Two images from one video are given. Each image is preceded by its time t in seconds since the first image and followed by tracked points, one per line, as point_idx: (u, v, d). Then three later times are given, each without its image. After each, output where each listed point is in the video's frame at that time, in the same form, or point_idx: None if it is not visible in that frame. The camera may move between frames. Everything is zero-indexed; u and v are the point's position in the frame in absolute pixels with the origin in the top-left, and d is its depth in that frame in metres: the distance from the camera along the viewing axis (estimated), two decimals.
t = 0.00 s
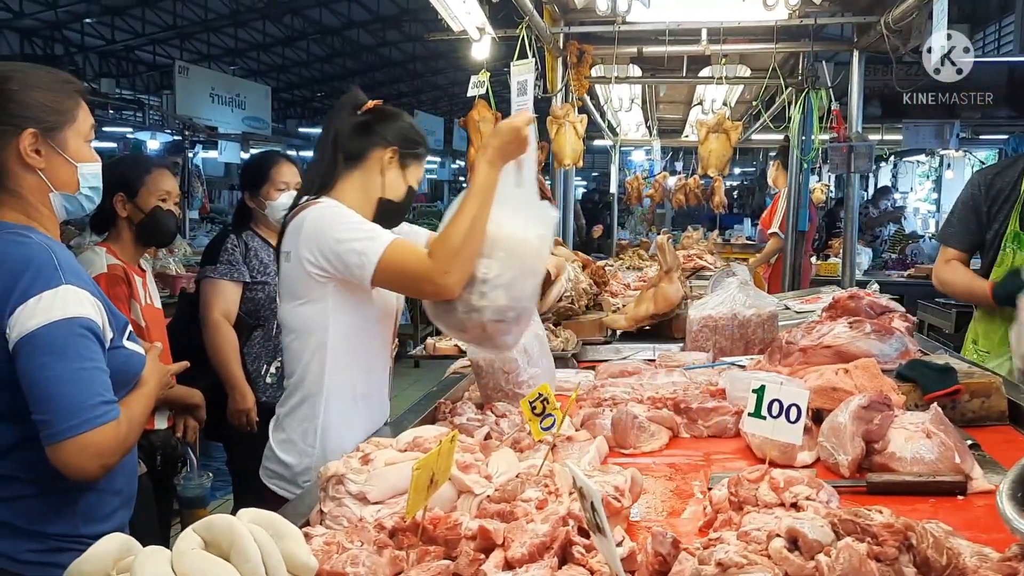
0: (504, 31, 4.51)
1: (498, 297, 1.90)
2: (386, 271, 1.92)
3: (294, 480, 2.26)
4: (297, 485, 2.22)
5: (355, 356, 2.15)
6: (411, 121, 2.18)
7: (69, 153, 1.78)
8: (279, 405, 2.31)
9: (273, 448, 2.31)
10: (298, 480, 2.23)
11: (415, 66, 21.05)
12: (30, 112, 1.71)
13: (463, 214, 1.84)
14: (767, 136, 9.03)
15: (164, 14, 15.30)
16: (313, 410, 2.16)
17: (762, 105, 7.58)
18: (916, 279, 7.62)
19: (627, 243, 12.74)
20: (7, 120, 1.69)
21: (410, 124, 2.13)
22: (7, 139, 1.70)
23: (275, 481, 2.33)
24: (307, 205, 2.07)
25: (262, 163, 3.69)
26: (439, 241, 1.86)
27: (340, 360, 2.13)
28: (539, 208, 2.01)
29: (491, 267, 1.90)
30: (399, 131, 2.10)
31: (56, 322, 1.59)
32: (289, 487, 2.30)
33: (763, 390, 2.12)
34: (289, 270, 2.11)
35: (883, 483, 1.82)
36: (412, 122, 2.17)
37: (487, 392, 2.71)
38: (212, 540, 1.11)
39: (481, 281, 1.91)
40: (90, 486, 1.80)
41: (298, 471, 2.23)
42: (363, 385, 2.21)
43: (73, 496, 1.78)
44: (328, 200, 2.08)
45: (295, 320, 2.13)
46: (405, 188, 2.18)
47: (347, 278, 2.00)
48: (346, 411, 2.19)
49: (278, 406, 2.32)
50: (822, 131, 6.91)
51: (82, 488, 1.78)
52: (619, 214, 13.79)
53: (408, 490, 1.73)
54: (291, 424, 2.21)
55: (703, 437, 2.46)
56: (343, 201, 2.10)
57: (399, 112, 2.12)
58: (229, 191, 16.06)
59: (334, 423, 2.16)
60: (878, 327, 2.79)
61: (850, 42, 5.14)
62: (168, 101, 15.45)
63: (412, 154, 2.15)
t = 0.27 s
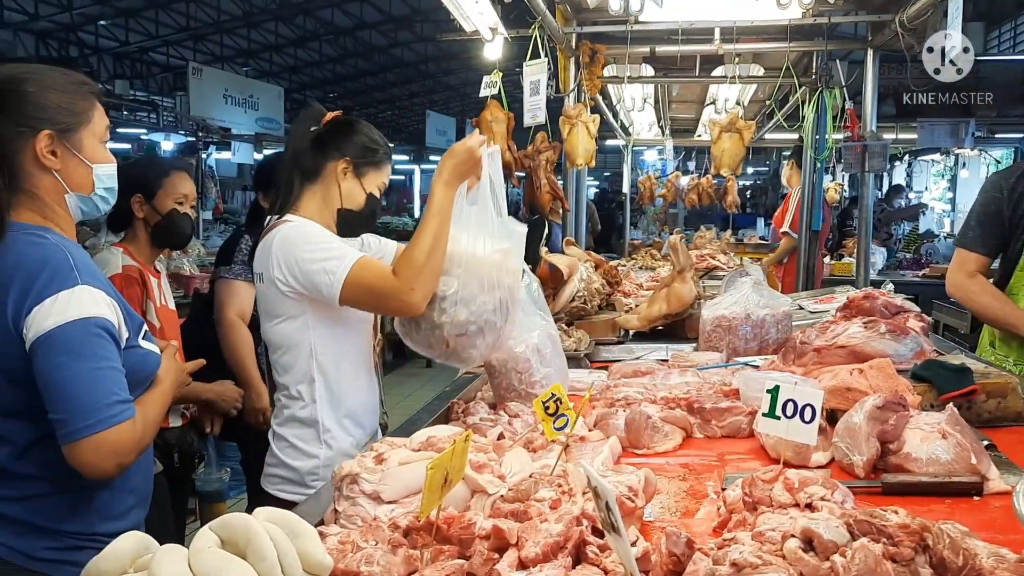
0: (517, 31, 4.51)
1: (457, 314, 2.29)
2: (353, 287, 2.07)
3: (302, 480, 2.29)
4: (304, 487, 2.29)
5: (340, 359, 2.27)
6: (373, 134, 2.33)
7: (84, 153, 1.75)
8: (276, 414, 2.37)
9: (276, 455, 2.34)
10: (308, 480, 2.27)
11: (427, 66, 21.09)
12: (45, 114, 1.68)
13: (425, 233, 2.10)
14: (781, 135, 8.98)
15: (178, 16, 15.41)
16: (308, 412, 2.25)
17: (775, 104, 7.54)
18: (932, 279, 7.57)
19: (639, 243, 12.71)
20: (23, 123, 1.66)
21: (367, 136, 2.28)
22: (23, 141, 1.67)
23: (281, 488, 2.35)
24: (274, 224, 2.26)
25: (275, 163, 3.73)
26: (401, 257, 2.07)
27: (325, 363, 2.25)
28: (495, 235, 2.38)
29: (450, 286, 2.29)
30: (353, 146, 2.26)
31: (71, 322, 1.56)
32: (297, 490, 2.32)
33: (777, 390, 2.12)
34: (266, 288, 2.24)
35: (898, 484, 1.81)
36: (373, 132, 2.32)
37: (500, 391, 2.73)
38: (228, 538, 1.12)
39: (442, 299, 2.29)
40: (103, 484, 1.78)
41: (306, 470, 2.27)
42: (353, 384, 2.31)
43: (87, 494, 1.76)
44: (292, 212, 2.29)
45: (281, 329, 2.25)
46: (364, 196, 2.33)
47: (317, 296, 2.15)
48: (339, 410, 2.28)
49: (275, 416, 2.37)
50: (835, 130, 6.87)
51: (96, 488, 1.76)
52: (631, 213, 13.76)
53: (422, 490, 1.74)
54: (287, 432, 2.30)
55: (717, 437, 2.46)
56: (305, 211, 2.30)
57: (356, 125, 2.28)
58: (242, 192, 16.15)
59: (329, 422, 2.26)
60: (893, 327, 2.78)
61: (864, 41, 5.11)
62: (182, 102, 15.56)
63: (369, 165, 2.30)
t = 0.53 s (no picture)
0: (529, 31, 4.52)
1: (476, 385, 2.33)
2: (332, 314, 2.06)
3: (306, 465, 2.32)
4: (304, 473, 2.32)
5: (342, 352, 2.29)
6: (376, 129, 2.34)
7: (101, 154, 1.74)
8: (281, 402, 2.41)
9: (280, 442, 2.37)
10: (311, 463, 2.30)
11: (440, 66, 21.15)
12: (62, 113, 1.67)
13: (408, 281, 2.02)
14: (795, 133, 8.94)
15: (192, 17, 15.52)
16: (307, 400, 2.28)
17: (789, 103, 7.51)
18: (948, 278, 7.51)
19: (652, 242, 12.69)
20: (41, 123, 1.66)
21: (371, 133, 2.29)
22: (40, 141, 1.66)
23: (286, 473, 2.37)
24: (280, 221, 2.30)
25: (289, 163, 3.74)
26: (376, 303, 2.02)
27: (326, 356, 2.28)
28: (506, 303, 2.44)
29: (466, 357, 2.34)
30: (353, 139, 2.28)
31: (87, 321, 1.55)
32: (301, 476, 2.34)
33: (792, 390, 2.11)
34: (271, 283, 2.28)
35: (915, 484, 1.80)
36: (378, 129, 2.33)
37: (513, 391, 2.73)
38: (244, 535, 1.12)
39: (459, 369, 2.34)
40: (116, 484, 1.73)
41: (309, 454, 2.30)
42: (355, 376, 2.33)
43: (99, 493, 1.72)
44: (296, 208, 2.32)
45: (284, 321, 2.29)
46: (367, 190, 2.34)
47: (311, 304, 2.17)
48: (338, 400, 2.31)
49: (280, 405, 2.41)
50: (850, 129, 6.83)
51: (111, 485, 1.72)
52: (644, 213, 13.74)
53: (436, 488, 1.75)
54: (288, 418, 2.34)
55: (731, 437, 2.45)
56: (308, 207, 2.32)
57: (360, 122, 2.29)
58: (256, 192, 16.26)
59: (327, 411, 2.29)
60: (909, 326, 2.76)
61: (878, 38, 5.08)
62: (197, 102, 15.67)
63: (370, 159, 2.31)
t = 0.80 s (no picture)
0: (541, 30, 4.52)
1: (486, 387, 2.34)
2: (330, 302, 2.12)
3: (292, 450, 2.33)
4: (291, 458, 2.33)
5: (339, 343, 2.31)
6: (401, 133, 2.33)
7: (116, 154, 1.75)
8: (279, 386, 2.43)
9: (273, 425, 2.40)
10: (296, 449, 2.32)
11: (451, 66, 21.18)
12: (78, 114, 1.69)
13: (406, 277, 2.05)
14: (808, 132, 8.89)
15: (205, 17, 15.61)
16: (299, 386, 2.30)
17: (802, 102, 7.47)
18: (963, 278, 7.45)
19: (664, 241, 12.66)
20: (58, 123, 1.68)
21: (395, 135, 2.30)
22: (57, 140, 1.68)
23: (275, 456, 2.40)
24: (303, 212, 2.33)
25: (300, 163, 3.75)
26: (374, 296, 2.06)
27: (323, 345, 2.29)
28: (517, 305, 2.44)
29: (474, 360, 2.35)
30: (376, 142, 2.28)
31: (102, 321, 1.56)
32: (288, 460, 2.36)
33: (805, 389, 2.11)
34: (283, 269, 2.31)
35: (929, 484, 1.79)
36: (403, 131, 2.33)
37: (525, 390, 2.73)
38: (258, 533, 1.13)
39: (468, 373, 2.35)
40: (131, 480, 1.75)
41: (296, 440, 2.32)
42: (349, 367, 2.34)
43: (115, 491, 1.73)
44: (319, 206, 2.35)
45: (290, 308, 2.32)
46: (388, 191, 2.35)
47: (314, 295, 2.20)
48: (330, 390, 2.32)
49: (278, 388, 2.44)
50: (864, 128, 6.80)
51: (124, 484, 1.73)
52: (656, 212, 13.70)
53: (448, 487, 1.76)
54: (282, 403, 2.36)
55: (743, 437, 2.45)
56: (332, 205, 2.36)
57: (384, 124, 2.29)
58: (269, 192, 16.34)
59: (318, 399, 2.30)
60: (922, 326, 2.74)
61: (892, 37, 5.05)
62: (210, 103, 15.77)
63: (393, 162, 2.31)
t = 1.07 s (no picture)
0: (552, 29, 4.51)
1: (488, 389, 2.36)
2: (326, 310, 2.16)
3: (303, 448, 2.35)
4: (302, 455, 2.35)
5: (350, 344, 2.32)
6: (405, 127, 2.34)
7: (126, 153, 1.77)
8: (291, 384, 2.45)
9: (285, 422, 2.41)
10: (307, 447, 2.33)
11: (462, 65, 21.19)
12: (89, 113, 1.70)
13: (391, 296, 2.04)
14: (821, 130, 8.84)
15: (218, 17, 15.70)
16: (312, 385, 2.32)
17: (814, 100, 7.43)
18: (977, 277, 7.38)
19: (675, 240, 12.63)
20: (68, 122, 1.69)
21: (400, 130, 2.31)
22: (67, 139, 1.69)
23: (285, 453, 2.41)
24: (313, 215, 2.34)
25: (309, 163, 3.77)
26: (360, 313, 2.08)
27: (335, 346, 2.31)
28: (517, 306, 2.44)
29: (473, 364, 2.38)
30: (384, 140, 2.29)
31: (113, 319, 1.58)
32: (298, 457, 2.37)
33: (817, 389, 2.09)
34: (293, 272, 2.34)
35: (942, 484, 1.78)
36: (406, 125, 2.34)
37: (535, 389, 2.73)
38: (268, 531, 1.13)
39: (469, 376, 2.38)
40: (142, 478, 1.76)
41: (307, 438, 2.33)
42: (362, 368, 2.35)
43: (126, 488, 1.75)
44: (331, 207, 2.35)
45: (299, 310, 2.35)
46: (401, 187, 2.37)
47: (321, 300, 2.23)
48: (343, 391, 2.33)
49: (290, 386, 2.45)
50: (876, 126, 6.75)
51: (135, 481, 1.75)
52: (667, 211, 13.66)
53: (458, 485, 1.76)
54: (295, 400, 2.38)
55: (754, 436, 2.44)
56: (346, 206, 2.36)
57: (388, 119, 2.30)
58: (280, 191, 16.41)
59: (331, 399, 2.31)
60: (935, 326, 2.72)
61: (906, 34, 5.01)
62: (222, 102, 15.86)
63: (403, 159, 2.33)
